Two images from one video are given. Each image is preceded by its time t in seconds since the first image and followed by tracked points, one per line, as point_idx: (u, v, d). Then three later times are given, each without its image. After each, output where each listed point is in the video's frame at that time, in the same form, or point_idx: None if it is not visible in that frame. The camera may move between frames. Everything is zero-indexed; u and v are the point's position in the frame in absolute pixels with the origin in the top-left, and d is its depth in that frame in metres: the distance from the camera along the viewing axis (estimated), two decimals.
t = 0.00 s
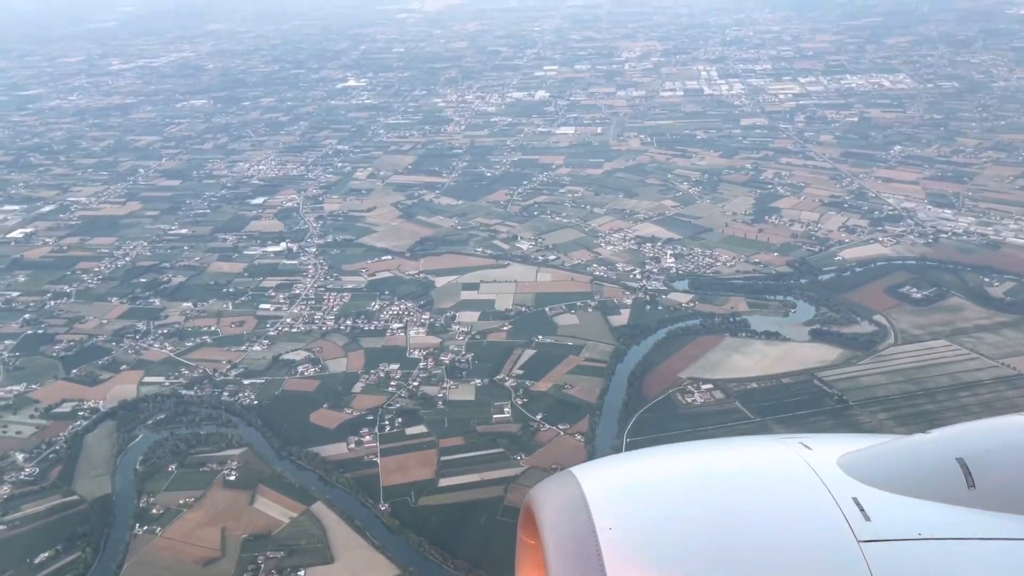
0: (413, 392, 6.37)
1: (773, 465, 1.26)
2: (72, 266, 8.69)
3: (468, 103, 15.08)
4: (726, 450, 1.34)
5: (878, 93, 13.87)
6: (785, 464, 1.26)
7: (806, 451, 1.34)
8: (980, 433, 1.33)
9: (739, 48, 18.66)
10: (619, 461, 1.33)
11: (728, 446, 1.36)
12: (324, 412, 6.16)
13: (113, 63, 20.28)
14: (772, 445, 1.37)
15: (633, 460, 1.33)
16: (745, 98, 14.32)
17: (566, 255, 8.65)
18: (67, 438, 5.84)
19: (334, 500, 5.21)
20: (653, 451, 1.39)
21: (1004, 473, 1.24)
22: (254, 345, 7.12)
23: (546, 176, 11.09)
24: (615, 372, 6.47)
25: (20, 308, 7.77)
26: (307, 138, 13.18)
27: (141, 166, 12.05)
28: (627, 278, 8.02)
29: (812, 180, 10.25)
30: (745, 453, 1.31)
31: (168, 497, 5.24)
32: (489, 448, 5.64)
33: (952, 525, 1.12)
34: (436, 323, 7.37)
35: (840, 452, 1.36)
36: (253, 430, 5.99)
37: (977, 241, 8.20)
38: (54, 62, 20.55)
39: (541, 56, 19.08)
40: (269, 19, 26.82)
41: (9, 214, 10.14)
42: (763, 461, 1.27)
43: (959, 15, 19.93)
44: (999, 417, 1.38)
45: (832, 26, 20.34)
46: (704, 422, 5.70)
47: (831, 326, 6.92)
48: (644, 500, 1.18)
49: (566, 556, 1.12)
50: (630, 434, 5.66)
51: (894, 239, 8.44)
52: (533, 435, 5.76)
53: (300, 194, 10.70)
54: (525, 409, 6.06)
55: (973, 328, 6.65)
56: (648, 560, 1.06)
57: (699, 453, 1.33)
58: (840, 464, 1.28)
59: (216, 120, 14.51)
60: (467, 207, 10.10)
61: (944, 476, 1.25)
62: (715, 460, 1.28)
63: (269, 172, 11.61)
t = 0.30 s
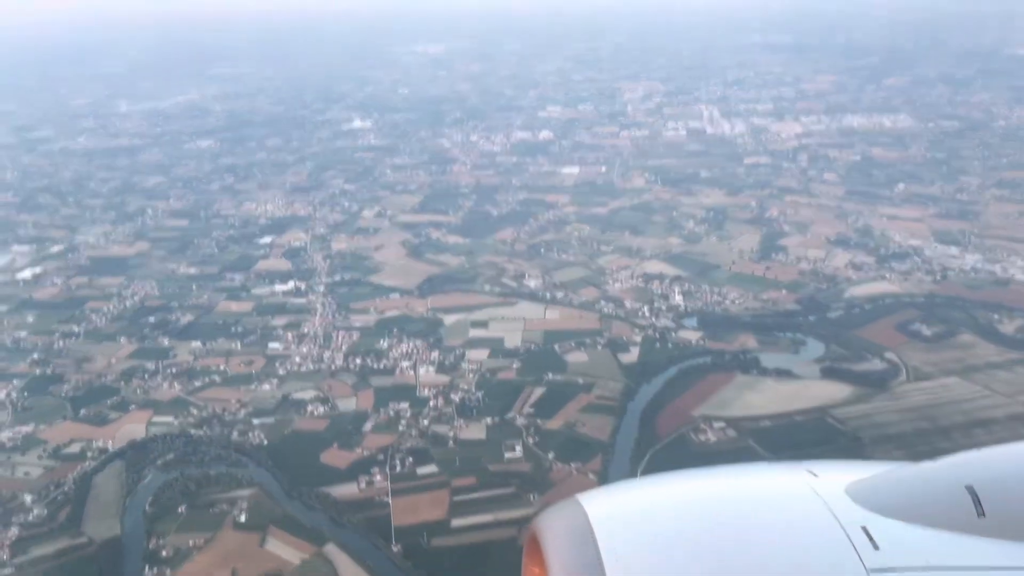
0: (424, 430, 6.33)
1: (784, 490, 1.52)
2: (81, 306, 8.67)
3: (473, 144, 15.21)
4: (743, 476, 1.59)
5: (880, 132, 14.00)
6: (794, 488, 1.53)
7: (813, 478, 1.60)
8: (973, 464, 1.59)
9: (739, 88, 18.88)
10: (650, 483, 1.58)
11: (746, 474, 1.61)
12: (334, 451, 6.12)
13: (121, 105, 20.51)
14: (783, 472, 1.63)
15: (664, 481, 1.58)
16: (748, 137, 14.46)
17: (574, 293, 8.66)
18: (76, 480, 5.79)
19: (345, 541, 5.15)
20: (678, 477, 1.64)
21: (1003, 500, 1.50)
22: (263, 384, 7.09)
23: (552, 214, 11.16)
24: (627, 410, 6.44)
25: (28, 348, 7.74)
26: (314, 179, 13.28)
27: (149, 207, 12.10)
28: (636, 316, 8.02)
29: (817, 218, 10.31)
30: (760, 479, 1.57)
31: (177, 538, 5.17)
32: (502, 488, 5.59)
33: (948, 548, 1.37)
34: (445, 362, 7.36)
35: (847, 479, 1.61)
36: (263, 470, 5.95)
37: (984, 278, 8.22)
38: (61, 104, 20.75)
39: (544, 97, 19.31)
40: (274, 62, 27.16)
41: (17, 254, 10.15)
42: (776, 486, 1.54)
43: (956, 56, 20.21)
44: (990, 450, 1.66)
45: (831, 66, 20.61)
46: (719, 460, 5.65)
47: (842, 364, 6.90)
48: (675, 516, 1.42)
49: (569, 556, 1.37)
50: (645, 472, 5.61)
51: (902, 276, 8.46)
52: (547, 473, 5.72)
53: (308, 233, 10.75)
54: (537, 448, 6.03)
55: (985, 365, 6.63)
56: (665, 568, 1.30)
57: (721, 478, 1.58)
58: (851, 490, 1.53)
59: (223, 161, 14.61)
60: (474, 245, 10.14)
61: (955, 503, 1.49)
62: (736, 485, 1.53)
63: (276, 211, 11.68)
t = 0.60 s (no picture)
0: (433, 469, 6.27)
1: (793, 519, 1.45)
2: (88, 344, 8.65)
3: (477, 182, 15.32)
4: (744, 502, 1.54)
5: (882, 170, 14.11)
6: (800, 515, 1.48)
7: (820, 504, 1.55)
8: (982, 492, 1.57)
9: (741, 127, 19.07)
10: (650, 511, 1.51)
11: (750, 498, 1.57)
12: (343, 490, 6.06)
13: (128, 145, 20.67)
14: (789, 498, 1.57)
15: (665, 505, 1.53)
16: (750, 175, 14.56)
17: (582, 329, 8.65)
18: (83, 520, 5.72)
19: None
20: (680, 503, 1.57)
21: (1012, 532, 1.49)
22: (271, 422, 7.04)
23: (558, 251, 11.19)
24: (638, 448, 6.39)
25: (34, 386, 7.70)
26: (320, 217, 13.35)
27: (156, 245, 12.14)
28: (644, 352, 7.99)
29: (823, 255, 10.34)
30: (763, 504, 1.52)
31: None
32: (514, 527, 5.52)
33: None
34: (454, 399, 7.32)
35: (854, 505, 1.56)
36: (272, 509, 5.88)
37: (993, 314, 8.21)
38: (69, 144, 20.93)
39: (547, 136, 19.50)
40: (279, 102, 27.46)
41: (24, 293, 10.15)
42: (783, 516, 1.47)
43: (955, 95, 20.46)
44: (996, 476, 1.64)
45: (831, 105, 20.85)
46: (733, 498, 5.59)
47: (853, 401, 6.87)
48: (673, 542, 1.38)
49: None
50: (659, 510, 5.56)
51: (910, 312, 8.46)
52: (559, 512, 5.66)
53: (314, 271, 10.77)
54: (548, 486, 5.97)
55: (998, 401, 6.59)
56: None
57: (722, 502, 1.52)
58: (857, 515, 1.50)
59: (230, 199, 14.69)
60: (481, 282, 10.16)
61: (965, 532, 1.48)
62: (743, 513, 1.47)
63: (283, 249, 11.72)
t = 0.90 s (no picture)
0: (441, 496, 6.22)
1: (795, 533, 1.46)
2: (92, 371, 8.62)
3: (480, 208, 15.38)
4: (744, 513, 1.55)
5: (883, 196, 14.18)
6: (796, 530, 1.48)
7: (825, 516, 1.55)
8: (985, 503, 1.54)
9: (741, 153, 19.20)
10: (650, 523, 1.52)
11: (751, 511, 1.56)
12: (351, 518, 6.01)
13: (131, 172, 20.76)
14: (792, 509, 1.58)
15: (662, 517, 1.53)
16: (752, 201, 14.63)
17: (588, 355, 8.63)
18: (88, 548, 5.66)
19: None
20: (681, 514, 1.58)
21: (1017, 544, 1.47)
22: (277, 449, 7.00)
23: (561, 277, 11.21)
24: (647, 475, 6.35)
25: (38, 413, 7.65)
26: (324, 243, 13.38)
27: (160, 272, 12.14)
28: (651, 378, 7.97)
29: (827, 280, 10.36)
30: (764, 515, 1.53)
31: None
32: (525, 555, 5.45)
33: None
34: (461, 426, 7.28)
35: (858, 518, 1.55)
36: (280, 537, 5.83)
37: (1000, 339, 8.20)
38: (72, 172, 21.01)
39: (549, 163, 19.62)
40: (281, 129, 27.63)
41: (29, 320, 10.13)
42: (786, 529, 1.48)
43: (952, 123, 20.63)
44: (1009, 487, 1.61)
45: (830, 132, 21.01)
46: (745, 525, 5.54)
47: (862, 427, 6.84)
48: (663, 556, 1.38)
49: None
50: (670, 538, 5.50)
51: (916, 338, 8.45)
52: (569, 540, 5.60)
53: (319, 297, 10.78)
54: (558, 514, 5.91)
55: (1008, 428, 6.56)
56: None
57: (723, 514, 1.53)
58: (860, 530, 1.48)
59: (233, 226, 14.73)
60: (485, 308, 10.17)
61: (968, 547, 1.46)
62: (746, 526, 1.47)
63: (287, 276, 11.74)
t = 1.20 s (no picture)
0: (448, 518, 6.19)
1: (793, 542, 1.58)
2: (95, 393, 8.57)
3: (481, 230, 15.40)
4: (746, 524, 1.68)
5: (883, 217, 14.24)
6: (796, 538, 1.61)
7: (825, 527, 1.66)
8: (986, 507, 1.60)
9: (740, 175, 19.28)
10: (655, 532, 1.66)
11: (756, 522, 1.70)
12: (358, 540, 5.97)
13: (131, 195, 20.78)
14: (794, 522, 1.70)
15: (672, 526, 1.68)
16: (753, 222, 14.67)
17: (593, 375, 8.63)
18: (94, 572, 5.61)
19: None
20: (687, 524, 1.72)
21: (1018, 546, 1.50)
22: (283, 471, 6.96)
23: (564, 298, 11.22)
24: (655, 496, 6.33)
25: (42, 435, 7.60)
26: (326, 265, 13.38)
27: (162, 293, 12.12)
28: (656, 399, 7.96)
29: (830, 301, 10.37)
30: (766, 527, 1.66)
31: None
32: None
33: None
34: (467, 447, 7.26)
35: (858, 530, 1.66)
36: (287, 560, 5.78)
37: (1004, 359, 8.21)
38: (72, 194, 21.02)
39: (549, 185, 19.68)
40: (282, 152, 27.71)
41: (31, 342, 10.08)
42: (785, 539, 1.60)
43: (950, 145, 20.75)
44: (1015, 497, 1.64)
45: (828, 154, 21.11)
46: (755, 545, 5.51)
47: (870, 447, 6.82)
48: (671, 558, 1.54)
49: None
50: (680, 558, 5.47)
51: (920, 359, 8.46)
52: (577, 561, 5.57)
53: (322, 318, 10.77)
54: (566, 535, 5.88)
55: (1016, 447, 6.55)
56: None
57: (726, 525, 1.66)
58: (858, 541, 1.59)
59: (235, 248, 14.73)
60: (489, 329, 10.17)
61: (966, 550, 1.51)
62: (745, 535, 1.61)
63: (290, 297, 11.72)
